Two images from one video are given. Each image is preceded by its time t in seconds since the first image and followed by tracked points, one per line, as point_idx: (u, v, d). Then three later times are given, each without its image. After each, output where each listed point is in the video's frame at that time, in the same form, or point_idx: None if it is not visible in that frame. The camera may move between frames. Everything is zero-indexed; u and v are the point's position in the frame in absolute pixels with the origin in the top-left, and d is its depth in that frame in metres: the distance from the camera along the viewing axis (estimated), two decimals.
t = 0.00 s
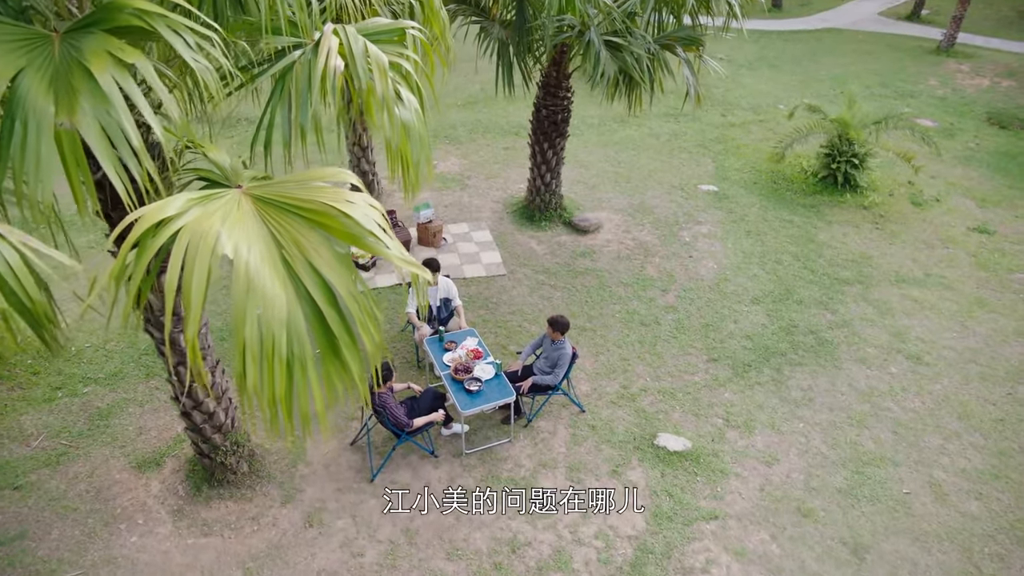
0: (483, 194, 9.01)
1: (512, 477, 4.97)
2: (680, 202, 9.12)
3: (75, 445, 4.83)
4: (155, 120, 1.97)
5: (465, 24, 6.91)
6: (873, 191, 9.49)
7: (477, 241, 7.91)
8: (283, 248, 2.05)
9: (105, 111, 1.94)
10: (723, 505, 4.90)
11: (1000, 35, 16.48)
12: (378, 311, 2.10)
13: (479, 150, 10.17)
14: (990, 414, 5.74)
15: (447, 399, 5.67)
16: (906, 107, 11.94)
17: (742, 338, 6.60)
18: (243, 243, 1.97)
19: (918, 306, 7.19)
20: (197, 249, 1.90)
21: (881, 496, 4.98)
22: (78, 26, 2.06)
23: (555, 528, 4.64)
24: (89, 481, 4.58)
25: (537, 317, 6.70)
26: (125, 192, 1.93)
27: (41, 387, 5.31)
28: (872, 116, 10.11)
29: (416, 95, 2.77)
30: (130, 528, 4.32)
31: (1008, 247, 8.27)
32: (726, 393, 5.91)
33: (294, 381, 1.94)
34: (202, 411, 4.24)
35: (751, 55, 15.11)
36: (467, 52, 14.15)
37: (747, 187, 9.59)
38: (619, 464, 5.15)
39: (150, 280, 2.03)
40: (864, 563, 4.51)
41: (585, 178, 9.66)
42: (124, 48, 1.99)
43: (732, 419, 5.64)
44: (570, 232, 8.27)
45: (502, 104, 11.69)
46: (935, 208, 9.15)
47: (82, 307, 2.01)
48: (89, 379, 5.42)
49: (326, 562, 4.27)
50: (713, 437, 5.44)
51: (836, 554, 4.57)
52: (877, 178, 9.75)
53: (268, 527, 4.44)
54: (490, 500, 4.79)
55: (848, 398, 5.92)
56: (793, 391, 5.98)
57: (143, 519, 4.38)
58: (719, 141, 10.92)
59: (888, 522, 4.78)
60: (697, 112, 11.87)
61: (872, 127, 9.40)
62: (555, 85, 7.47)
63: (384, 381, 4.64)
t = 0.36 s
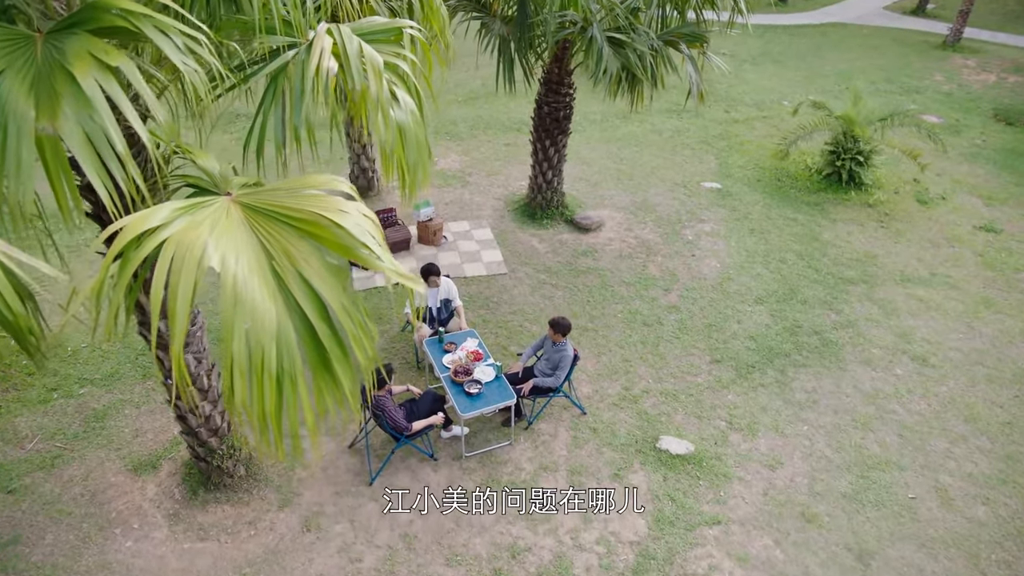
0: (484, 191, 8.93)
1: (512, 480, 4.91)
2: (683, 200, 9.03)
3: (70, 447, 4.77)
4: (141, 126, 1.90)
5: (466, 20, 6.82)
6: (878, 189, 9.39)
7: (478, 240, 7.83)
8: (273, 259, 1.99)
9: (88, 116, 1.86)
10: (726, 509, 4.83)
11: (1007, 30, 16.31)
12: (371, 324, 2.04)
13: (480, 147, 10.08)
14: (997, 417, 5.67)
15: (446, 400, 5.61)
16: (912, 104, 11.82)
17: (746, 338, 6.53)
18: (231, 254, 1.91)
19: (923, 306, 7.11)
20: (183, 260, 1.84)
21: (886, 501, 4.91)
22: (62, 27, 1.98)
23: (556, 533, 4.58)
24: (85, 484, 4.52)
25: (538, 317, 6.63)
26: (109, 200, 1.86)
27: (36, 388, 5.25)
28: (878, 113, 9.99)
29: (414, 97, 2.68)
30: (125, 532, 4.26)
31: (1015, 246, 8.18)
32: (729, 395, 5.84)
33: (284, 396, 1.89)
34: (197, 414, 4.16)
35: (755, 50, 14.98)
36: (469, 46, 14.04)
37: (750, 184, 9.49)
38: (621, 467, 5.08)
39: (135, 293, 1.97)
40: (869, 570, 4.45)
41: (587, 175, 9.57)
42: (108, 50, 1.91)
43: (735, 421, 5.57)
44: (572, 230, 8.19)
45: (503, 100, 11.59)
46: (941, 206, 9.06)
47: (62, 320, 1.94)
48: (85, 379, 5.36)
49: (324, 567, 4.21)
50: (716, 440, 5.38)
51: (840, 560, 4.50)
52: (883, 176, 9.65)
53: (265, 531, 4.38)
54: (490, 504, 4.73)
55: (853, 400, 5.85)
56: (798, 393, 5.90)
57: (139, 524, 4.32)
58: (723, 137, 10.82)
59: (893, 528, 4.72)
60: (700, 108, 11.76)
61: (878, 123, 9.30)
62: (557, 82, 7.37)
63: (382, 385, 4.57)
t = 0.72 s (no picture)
0: (485, 190, 8.85)
1: (512, 485, 4.85)
2: (686, 199, 8.94)
3: (64, 451, 4.71)
4: (125, 135, 1.83)
5: (466, 17, 6.72)
6: (883, 188, 9.30)
7: (479, 239, 7.75)
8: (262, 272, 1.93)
9: (70, 122, 1.79)
10: (730, 516, 4.76)
11: (1013, 26, 16.17)
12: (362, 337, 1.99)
13: (481, 145, 9.99)
14: (1004, 422, 5.59)
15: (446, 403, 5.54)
16: (916, 101, 11.71)
17: (749, 340, 6.45)
18: (217, 268, 1.85)
19: (929, 308, 7.02)
20: (166, 276, 1.78)
21: (891, 508, 4.84)
22: (44, 28, 1.90)
23: (557, 540, 4.51)
24: (79, 489, 4.46)
25: (539, 319, 6.55)
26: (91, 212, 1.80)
27: (31, 391, 5.19)
28: (884, 111, 9.89)
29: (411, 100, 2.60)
30: (119, 539, 4.20)
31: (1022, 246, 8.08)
32: (732, 398, 5.77)
33: (273, 414, 1.83)
34: (193, 419, 4.04)
35: (759, 47, 14.86)
36: (470, 43, 13.93)
37: (754, 183, 9.39)
38: (622, 472, 5.02)
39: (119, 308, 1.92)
40: None
41: (588, 173, 9.48)
42: (91, 55, 1.83)
43: (738, 426, 5.49)
44: (573, 229, 8.11)
45: (505, 97, 11.50)
46: (946, 205, 8.96)
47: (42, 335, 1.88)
48: (80, 382, 5.29)
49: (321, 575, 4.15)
50: (718, 445, 5.31)
51: (845, 569, 4.43)
52: (888, 174, 9.55)
53: (262, 538, 4.32)
54: (489, 510, 4.67)
55: (858, 404, 5.77)
56: (802, 397, 5.83)
57: (133, 530, 4.26)
58: (726, 135, 10.72)
59: (899, 535, 4.65)
60: (703, 106, 11.65)
61: (883, 122, 9.20)
62: (559, 80, 7.28)
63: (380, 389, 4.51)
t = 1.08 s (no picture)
0: (487, 188, 8.76)
1: (513, 490, 4.78)
2: (690, 198, 8.83)
3: (60, 454, 4.66)
4: (108, 141, 1.75)
5: (469, 14, 6.63)
6: (890, 187, 9.18)
7: (481, 238, 7.68)
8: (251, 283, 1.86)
9: (53, 129, 1.72)
10: (734, 522, 4.69)
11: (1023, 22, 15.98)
12: (356, 349, 1.92)
13: (484, 142, 9.90)
14: (1013, 427, 5.51)
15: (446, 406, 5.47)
16: (924, 99, 11.57)
17: (754, 342, 6.36)
18: (204, 279, 1.77)
19: (937, 310, 6.92)
20: (151, 288, 1.70)
21: (898, 515, 4.76)
22: (26, 29, 1.83)
23: (558, 547, 4.45)
24: (74, 493, 4.40)
25: (541, 320, 6.48)
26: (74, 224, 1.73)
27: (27, 392, 5.14)
28: (891, 109, 9.77)
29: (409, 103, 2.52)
30: (115, 543, 4.15)
31: None
32: (736, 402, 5.69)
33: (263, 431, 1.75)
34: (189, 423, 3.95)
35: (765, 43, 14.71)
36: (473, 39, 13.82)
37: (760, 181, 9.29)
38: (625, 478, 4.95)
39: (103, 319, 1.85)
40: None
41: (592, 171, 9.39)
42: (73, 58, 1.76)
43: (743, 430, 5.42)
44: (576, 228, 8.02)
45: (508, 94, 11.39)
46: (955, 205, 8.85)
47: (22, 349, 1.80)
48: (78, 383, 5.24)
49: None
50: (723, 450, 5.23)
51: None
52: (895, 173, 9.44)
53: (259, 543, 4.26)
54: (490, 515, 4.61)
55: (864, 408, 5.69)
56: (807, 401, 5.75)
57: (130, 535, 4.21)
58: (731, 133, 10.60)
59: (906, 544, 4.57)
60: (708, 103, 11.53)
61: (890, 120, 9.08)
62: (562, 77, 7.18)
63: (380, 394, 4.44)
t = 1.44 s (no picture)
0: (490, 186, 8.69)
1: (514, 496, 4.71)
2: (695, 196, 8.74)
3: (57, 456, 4.61)
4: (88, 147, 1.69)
5: (472, 11, 6.54)
6: (898, 186, 9.07)
7: (483, 237, 7.60)
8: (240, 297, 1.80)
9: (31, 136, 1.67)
10: (738, 529, 4.63)
11: None
12: (349, 365, 1.86)
13: (487, 139, 9.82)
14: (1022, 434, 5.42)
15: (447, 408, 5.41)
16: (932, 97, 11.44)
17: (759, 345, 6.29)
18: (191, 294, 1.71)
19: (945, 312, 6.83)
20: (136, 304, 1.64)
21: (905, 523, 4.68)
22: (7, 32, 1.79)
23: (559, 554, 4.39)
24: (71, 496, 4.35)
25: (544, 321, 6.41)
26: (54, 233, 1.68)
27: (25, 393, 5.09)
28: (899, 107, 9.65)
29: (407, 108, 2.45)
30: (111, 548, 4.09)
31: None
32: (741, 406, 5.62)
33: (252, 450, 1.69)
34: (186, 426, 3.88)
35: (772, 39, 14.57)
36: (477, 34, 13.72)
37: (766, 180, 9.19)
38: (627, 483, 4.88)
39: (87, 332, 1.80)
40: None
41: (596, 169, 9.30)
42: (54, 62, 1.73)
43: (747, 434, 5.35)
44: (580, 227, 7.94)
45: (511, 90, 11.29)
46: (963, 205, 8.73)
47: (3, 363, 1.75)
48: (75, 384, 5.19)
49: None
50: (727, 455, 5.16)
51: None
52: (902, 172, 9.33)
53: (257, 548, 4.21)
54: (490, 521, 4.55)
55: (871, 412, 5.61)
56: (813, 405, 5.67)
57: (126, 539, 4.15)
58: (737, 131, 10.49)
59: (913, 552, 4.50)
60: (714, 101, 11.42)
61: (899, 118, 8.96)
62: (566, 75, 7.10)
63: (379, 398, 4.38)
